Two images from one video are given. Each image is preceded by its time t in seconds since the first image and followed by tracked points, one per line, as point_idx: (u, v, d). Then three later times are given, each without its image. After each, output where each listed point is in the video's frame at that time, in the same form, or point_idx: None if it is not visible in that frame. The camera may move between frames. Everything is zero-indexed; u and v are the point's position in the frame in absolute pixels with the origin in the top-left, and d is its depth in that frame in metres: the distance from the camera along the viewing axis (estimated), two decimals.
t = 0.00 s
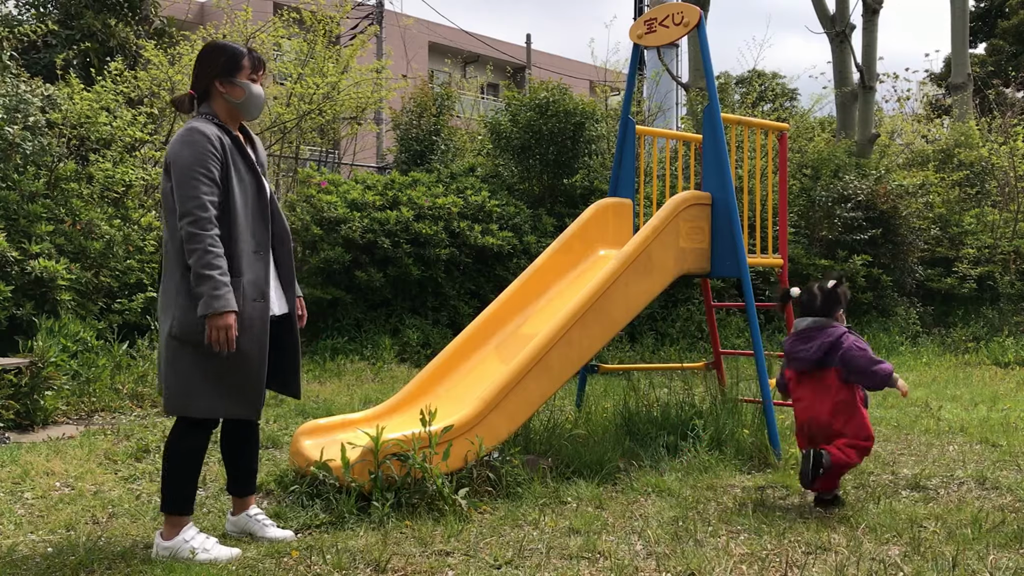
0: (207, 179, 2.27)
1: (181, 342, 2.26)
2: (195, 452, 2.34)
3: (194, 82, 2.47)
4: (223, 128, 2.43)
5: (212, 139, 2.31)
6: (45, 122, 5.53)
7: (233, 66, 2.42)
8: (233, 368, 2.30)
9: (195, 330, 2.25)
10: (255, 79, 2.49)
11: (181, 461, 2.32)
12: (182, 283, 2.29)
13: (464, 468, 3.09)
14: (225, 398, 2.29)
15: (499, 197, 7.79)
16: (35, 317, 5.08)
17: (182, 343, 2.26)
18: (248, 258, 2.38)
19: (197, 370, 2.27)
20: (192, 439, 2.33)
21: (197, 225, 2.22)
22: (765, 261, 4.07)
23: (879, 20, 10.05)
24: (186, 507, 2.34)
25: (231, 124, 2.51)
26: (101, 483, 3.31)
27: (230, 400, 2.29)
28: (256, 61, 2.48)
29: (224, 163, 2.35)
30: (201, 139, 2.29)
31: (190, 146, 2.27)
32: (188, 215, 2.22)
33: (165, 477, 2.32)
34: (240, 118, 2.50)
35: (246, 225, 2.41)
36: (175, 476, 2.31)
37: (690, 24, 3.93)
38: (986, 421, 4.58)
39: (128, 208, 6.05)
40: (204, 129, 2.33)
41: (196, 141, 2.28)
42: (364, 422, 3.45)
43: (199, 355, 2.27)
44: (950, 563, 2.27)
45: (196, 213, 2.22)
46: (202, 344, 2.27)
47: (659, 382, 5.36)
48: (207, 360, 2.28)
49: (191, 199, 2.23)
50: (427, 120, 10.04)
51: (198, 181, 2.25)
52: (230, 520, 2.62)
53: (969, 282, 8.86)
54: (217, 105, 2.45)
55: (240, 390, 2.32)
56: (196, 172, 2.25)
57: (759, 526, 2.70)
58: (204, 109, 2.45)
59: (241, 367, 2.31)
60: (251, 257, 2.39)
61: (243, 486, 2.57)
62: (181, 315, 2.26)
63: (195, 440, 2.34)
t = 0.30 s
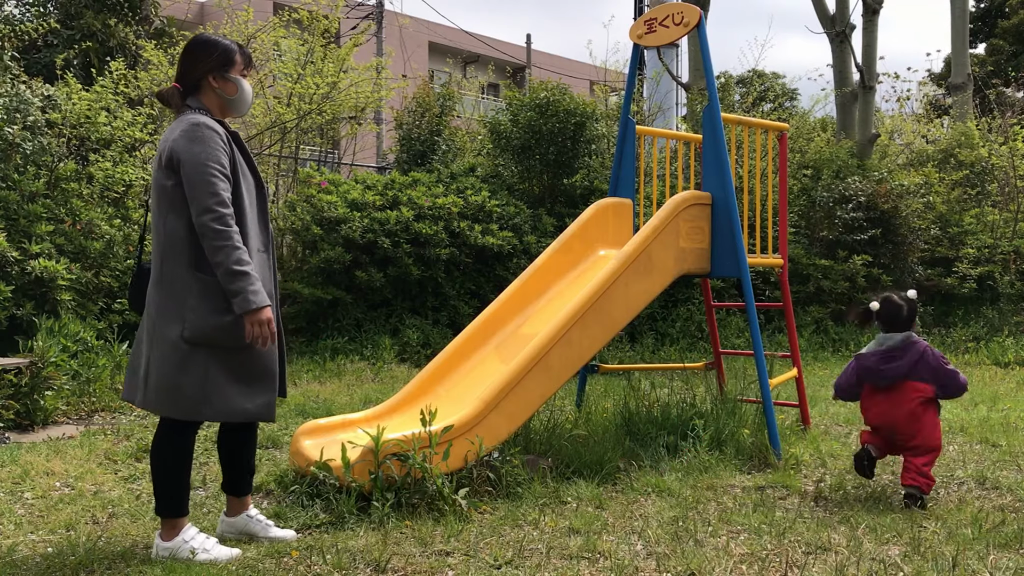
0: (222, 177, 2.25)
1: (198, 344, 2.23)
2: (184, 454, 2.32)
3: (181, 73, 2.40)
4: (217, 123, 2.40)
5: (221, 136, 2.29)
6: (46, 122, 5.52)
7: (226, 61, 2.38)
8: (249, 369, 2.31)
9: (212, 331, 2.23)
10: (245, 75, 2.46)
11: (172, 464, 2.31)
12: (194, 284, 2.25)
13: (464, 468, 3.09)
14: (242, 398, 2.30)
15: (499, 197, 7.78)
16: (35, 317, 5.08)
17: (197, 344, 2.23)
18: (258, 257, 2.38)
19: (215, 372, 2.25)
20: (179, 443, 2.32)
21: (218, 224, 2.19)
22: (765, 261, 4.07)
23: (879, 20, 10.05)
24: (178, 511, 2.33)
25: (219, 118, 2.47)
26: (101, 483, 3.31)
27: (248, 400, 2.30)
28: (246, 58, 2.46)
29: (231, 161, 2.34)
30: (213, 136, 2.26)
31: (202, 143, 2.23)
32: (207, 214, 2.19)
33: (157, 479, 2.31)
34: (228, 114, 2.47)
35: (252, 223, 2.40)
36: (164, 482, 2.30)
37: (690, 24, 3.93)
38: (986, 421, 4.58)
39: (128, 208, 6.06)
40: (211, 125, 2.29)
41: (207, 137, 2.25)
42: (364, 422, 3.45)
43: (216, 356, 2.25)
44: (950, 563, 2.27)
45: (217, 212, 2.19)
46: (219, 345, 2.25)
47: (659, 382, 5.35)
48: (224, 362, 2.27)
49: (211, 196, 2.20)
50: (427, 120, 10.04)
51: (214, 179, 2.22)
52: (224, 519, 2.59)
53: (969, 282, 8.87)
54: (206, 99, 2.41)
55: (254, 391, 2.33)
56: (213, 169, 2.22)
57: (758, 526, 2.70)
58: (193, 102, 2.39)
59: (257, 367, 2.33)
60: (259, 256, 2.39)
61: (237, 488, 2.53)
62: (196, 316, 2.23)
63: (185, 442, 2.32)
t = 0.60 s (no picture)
0: (222, 180, 2.25)
1: (203, 347, 2.23)
2: (183, 456, 2.32)
3: (173, 71, 2.39)
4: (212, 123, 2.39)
5: (218, 138, 2.28)
6: (46, 122, 5.52)
7: (220, 58, 2.39)
8: (254, 369, 2.33)
9: (217, 334, 2.24)
10: (237, 72, 2.46)
11: (174, 465, 2.31)
12: (196, 288, 2.24)
13: (464, 468, 3.09)
14: (248, 399, 2.32)
15: (499, 197, 7.78)
16: (35, 317, 5.08)
17: (202, 348, 2.23)
18: (259, 258, 2.39)
19: (222, 375, 2.26)
20: (179, 445, 2.31)
21: (220, 229, 2.20)
22: (765, 261, 4.07)
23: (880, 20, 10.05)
24: (180, 511, 2.34)
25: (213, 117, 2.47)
26: (101, 483, 3.31)
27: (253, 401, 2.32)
28: (239, 55, 2.46)
29: (229, 163, 2.34)
30: (211, 138, 2.25)
31: (200, 146, 2.23)
32: (210, 219, 2.19)
33: (158, 481, 2.31)
34: (222, 112, 2.47)
35: (251, 224, 2.41)
36: (165, 482, 2.30)
37: (690, 24, 3.93)
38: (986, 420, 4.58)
39: (128, 208, 6.07)
40: (208, 127, 2.28)
41: (205, 140, 2.24)
42: (364, 422, 3.45)
43: (221, 359, 2.26)
44: (950, 563, 2.27)
45: (219, 217, 2.20)
46: (225, 347, 2.26)
47: (659, 383, 5.36)
48: (229, 364, 2.28)
49: (212, 201, 2.20)
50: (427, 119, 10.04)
51: (214, 183, 2.22)
52: (222, 522, 2.58)
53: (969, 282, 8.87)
54: (200, 97, 2.40)
55: (258, 392, 2.35)
56: (212, 173, 2.22)
57: (758, 526, 2.70)
58: (188, 100, 2.38)
59: (261, 368, 2.35)
60: (260, 256, 2.40)
61: (231, 491, 2.52)
62: (201, 320, 2.23)
63: (186, 443, 2.32)
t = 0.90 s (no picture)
0: (215, 182, 2.24)
1: (195, 351, 2.23)
2: (183, 457, 2.32)
3: (175, 72, 2.39)
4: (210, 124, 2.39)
5: (213, 140, 2.28)
6: (45, 122, 5.53)
7: (222, 60, 2.39)
8: (247, 373, 2.32)
9: (210, 337, 2.23)
10: (239, 74, 2.47)
11: (173, 464, 2.31)
12: (190, 291, 2.24)
13: (464, 468, 3.09)
14: (242, 401, 2.31)
15: (499, 197, 7.78)
16: (35, 317, 5.08)
17: (196, 350, 2.23)
18: (253, 261, 2.38)
19: (215, 378, 2.26)
20: (179, 445, 2.31)
21: (212, 232, 2.19)
22: (765, 261, 4.07)
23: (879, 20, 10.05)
24: (180, 511, 2.34)
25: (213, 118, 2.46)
26: (101, 483, 3.31)
27: (247, 404, 2.31)
28: (242, 57, 2.47)
29: (224, 165, 2.33)
30: (204, 141, 2.25)
31: (194, 148, 2.23)
32: (202, 222, 2.18)
33: (159, 482, 2.31)
34: (222, 113, 2.46)
35: (247, 226, 2.41)
36: (165, 482, 2.30)
37: (690, 24, 3.93)
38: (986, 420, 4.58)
39: (128, 208, 6.07)
40: (202, 129, 2.28)
41: (199, 143, 2.24)
42: (364, 422, 3.45)
43: (215, 362, 2.26)
44: (950, 563, 2.27)
45: (210, 220, 2.19)
46: (217, 351, 2.25)
47: (659, 383, 5.36)
48: (222, 367, 2.27)
49: (203, 204, 2.20)
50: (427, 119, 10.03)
51: (207, 186, 2.21)
52: (223, 521, 2.58)
53: (969, 282, 8.87)
54: (200, 99, 2.40)
55: (252, 395, 2.34)
56: (204, 175, 2.21)
57: (758, 526, 2.70)
58: (188, 101, 2.38)
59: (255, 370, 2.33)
60: (255, 259, 2.40)
61: (231, 490, 2.52)
62: (193, 323, 2.23)
63: (185, 443, 2.32)
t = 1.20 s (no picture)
0: (214, 184, 2.24)
1: (191, 352, 2.23)
2: (183, 457, 2.32)
3: (179, 73, 2.39)
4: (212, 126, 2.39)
5: (213, 143, 2.28)
6: (45, 121, 5.52)
7: (228, 64, 2.39)
8: (244, 376, 2.31)
9: (206, 338, 2.23)
10: (244, 77, 2.47)
11: (174, 465, 2.31)
12: (187, 293, 2.24)
13: (464, 468, 3.09)
14: (238, 403, 2.30)
15: (499, 197, 7.78)
16: (35, 317, 5.08)
17: (192, 352, 2.23)
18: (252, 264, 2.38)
19: (210, 380, 2.26)
20: (179, 445, 2.31)
21: (208, 235, 2.19)
22: (765, 260, 4.07)
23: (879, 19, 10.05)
24: (180, 511, 2.34)
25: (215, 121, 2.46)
26: (101, 483, 3.31)
27: (242, 407, 2.31)
28: (247, 60, 2.47)
29: (223, 167, 2.33)
30: (204, 143, 2.25)
31: (193, 151, 2.23)
32: (198, 225, 2.19)
33: (159, 481, 2.31)
34: (225, 116, 2.47)
35: (247, 228, 2.40)
36: (165, 482, 2.30)
37: (690, 24, 3.92)
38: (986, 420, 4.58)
39: (128, 208, 6.08)
40: (203, 131, 2.28)
41: (199, 145, 2.24)
42: (364, 422, 3.45)
43: (210, 364, 2.26)
44: (950, 563, 2.27)
45: (206, 222, 2.19)
46: (213, 353, 2.25)
47: (659, 382, 5.35)
48: (217, 369, 2.27)
49: (200, 206, 2.20)
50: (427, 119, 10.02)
51: (205, 188, 2.21)
52: (223, 521, 2.58)
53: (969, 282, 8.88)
54: (204, 101, 2.40)
55: (248, 397, 2.33)
56: (203, 178, 2.21)
57: (758, 527, 2.70)
58: (191, 104, 2.38)
59: (252, 372, 2.32)
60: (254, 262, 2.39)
61: (231, 490, 2.52)
62: (190, 325, 2.23)
63: (185, 443, 2.32)
